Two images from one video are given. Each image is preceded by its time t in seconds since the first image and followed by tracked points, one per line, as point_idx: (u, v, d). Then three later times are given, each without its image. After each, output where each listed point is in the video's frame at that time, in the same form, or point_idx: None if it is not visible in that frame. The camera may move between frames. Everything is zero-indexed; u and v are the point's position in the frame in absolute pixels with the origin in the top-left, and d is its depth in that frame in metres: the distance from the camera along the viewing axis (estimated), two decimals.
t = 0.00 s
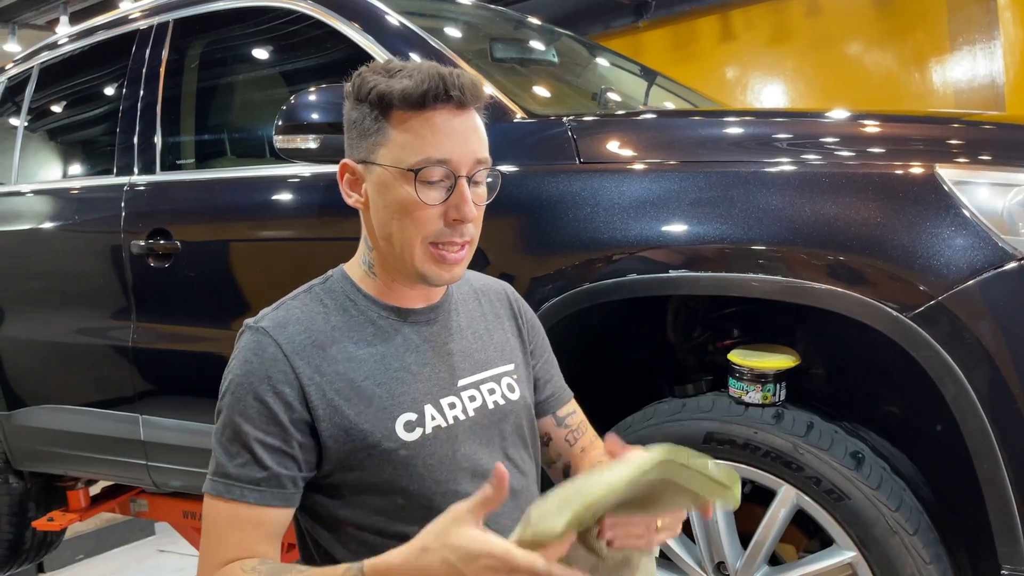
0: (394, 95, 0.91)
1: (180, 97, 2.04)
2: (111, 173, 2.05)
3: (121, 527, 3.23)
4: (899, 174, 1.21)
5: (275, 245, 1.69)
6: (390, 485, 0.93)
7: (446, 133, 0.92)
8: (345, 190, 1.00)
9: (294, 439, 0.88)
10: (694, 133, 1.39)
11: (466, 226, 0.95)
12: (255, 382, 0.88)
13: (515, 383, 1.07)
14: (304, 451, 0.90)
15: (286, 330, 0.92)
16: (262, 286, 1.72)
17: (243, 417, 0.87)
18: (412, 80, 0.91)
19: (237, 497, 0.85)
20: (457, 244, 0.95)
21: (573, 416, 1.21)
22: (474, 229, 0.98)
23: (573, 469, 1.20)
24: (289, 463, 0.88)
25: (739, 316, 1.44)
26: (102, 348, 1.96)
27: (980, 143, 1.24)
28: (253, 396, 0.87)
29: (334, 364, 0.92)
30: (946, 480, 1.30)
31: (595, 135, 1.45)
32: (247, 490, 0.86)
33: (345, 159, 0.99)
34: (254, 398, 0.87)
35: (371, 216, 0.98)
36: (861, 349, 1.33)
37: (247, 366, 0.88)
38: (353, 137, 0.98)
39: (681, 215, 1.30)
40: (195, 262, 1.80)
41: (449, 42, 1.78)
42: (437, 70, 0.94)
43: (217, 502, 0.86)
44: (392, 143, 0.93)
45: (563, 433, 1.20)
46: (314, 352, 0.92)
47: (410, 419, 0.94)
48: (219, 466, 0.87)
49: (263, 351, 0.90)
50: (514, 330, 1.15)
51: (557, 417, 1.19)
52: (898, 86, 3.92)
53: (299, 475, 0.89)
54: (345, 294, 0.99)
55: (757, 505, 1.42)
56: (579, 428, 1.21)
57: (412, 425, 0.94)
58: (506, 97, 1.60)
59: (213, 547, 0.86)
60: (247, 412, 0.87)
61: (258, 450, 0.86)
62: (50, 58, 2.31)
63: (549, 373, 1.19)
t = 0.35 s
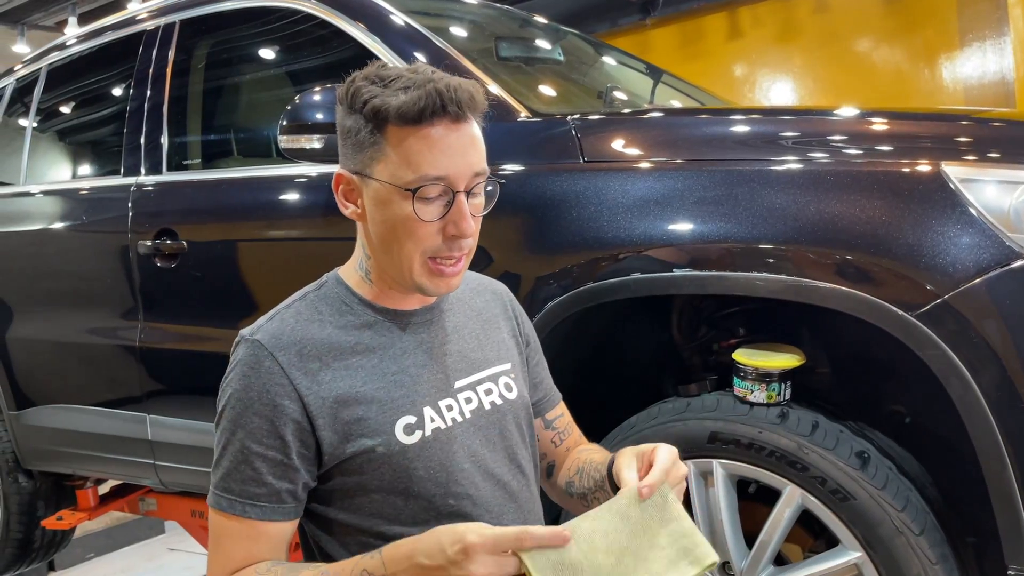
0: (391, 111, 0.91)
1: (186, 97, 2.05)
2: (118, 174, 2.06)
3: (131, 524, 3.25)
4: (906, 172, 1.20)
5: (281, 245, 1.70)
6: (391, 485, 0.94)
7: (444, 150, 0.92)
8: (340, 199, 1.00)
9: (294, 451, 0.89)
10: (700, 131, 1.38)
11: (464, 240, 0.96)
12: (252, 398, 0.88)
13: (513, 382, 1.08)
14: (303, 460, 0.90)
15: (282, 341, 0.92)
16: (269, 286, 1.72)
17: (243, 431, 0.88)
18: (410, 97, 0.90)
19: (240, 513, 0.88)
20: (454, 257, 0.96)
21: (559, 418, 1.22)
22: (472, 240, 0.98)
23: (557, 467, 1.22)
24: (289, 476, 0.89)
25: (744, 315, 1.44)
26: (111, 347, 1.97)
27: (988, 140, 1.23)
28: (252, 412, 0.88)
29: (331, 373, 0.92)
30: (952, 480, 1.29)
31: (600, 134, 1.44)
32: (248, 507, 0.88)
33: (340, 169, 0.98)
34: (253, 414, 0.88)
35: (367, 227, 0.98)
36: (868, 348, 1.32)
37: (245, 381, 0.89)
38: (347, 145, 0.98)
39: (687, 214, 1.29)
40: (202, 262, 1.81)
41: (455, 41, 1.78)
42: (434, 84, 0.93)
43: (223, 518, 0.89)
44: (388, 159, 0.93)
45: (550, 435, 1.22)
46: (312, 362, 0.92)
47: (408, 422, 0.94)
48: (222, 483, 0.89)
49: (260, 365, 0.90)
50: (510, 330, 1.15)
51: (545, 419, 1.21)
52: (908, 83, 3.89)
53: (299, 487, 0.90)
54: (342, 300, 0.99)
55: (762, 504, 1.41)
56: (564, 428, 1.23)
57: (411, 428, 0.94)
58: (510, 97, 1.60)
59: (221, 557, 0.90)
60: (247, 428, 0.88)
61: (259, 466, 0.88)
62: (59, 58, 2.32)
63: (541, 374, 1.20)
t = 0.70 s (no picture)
0: (379, 114, 0.91)
1: (191, 98, 2.06)
2: (124, 175, 2.08)
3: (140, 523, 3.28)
4: (910, 170, 1.19)
5: (286, 245, 1.70)
6: (384, 483, 0.94)
7: (432, 153, 0.92)
8: (330, 199, 1.00)
9: (279, 449, 0.89)
10: (703, 130, 1.38)
11: (451, 242, 0.96)
12: (240, 395, 0.89)
13: (505, 380, 1.08)
14: (290, 458, 0.91)
15: (272, 339, 0.93)
16: (273, 286, 1.73)
17: (232, 429, 0.88)
18: (397, 100, 0.91)
19: (220, 507, 0.88)
20: (442, 258, 0.97)
21: (558, 414, 1.22)
22: (460, 242, 0.99)
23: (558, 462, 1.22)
24: (272, 475, 0.89)
25: (746, 314, 1.43)
26: (118, 346, 1.99)
27: (994, 138, 1.22)
28: (239, 410, 0.89)
29: (320, 371, 0.93)
30: (953, 480, 1.28)
31: (603, 133, 1.44)
32: (229, 501, 0.88)
33: (329, 169, 0.99)
34: (239, 412, 0.89)
35: (356, 227, 0.99)
36: (870, 348, 1.31)
37: (233, 379, 0.90)
38: (336, 147, 0.98)
39: (689, 212, 1.29)
40: (207, 262, 1.82)
41: (458, 40, 1.78)
42: (423, 87, 0.93)
43: (205, 513, 0.89)
44: (376, 161, 0.93)
45: (550, 430, 1.21)
46: (301, 360, 0.93)
47: (399, 420, 0.95)
48: (206, 478, 0.89)
49: (249, 363, 0.91)
50: (501, 329, 1.16)
51: (543, 416, 1.21)
52: (917, 80, 3.86)
53: (282, 486, 0.90)
54: (332, 300, 1.00)
55: (765, 504, 1.41)
56: (563, 423, 1.22)
57: (402, 426, 0.95)
58: (513, 96, 1.60)
59: (203, 553, 0.89)
60: (233, 425, 0.89)
61: (242, 464, 0.88)
62: (67, 59, 2.34)
63: (536, 372, 1.21)
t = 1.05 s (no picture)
0: (384, 117, 0.91)
1: (195, 98, 2.07)
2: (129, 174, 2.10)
3: (149, 522, 3.30)
4: (915, 167, 1.18)
5: (290, 244, 1.71)
6: (381, 483, 0.94)
7: (436, 157, 0.92)
8: (331, 198, 1.00)
9: (271, 449, 0.89)
10: (707, 127, 1.37)
11: (453, 247, 0.96)
12: (236, 394, 0.89)
13: (504, 382, 1.08)
14: (284, 458, 0.91)
15: (270, 338, 0.93)
16: (278, 286, 1.74)
17: (227, 428, 0.89)
18: (403, 104, 0.90)
19: (207, 505, 0.89)
20: (444, 263, 0.97)
21: (541, 426, 1.24)
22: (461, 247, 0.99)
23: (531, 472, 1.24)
24: (264, 476, 0.89)
25: (750, 313, 1.42)
26: (124, 345, 2.00)
27: (1002, 135, 1.21)
28: (235, 409, 0.89)
29: (318, 371, 0.93)
30: (959, 481, 1.27)
31: (606, 130, 1.44)
32: (216, 500, 0.89)
33: (332, 168, 0.98)
34: (234, 411, 0.89)
35: (356, 228, 0.98)
36: (875, 347, 1.30)
37: (229, 377, 0.90)
38: (339, 146, 0.98)
39: (693, 210, 1.28)
40: (211, 262, 1.83)
41: (461, 39, 1.78)
42: (429, 91, 0.93)
43: (193, 509, 0.90)
44: (380, 163, 0.93)
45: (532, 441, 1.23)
46: (299, 360, 0.92)
47: (397, 419, 0.95)
48: (197, 475, 0.90)
49: (247, 362, 0.91)
50: (503, 329, 1.16)
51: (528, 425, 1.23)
52: (926, 76, 3.84)
53: (270, 489, 0.90)
54: (331, 299, 1.00)
55: (768, 503, 1.41)
56: (545, 436, 1.24)
57: (400, 425, 0.95)
58: (516, 95, 1.60)
59: (188, 550, 0.90)
60: (227, 424, 0.89)
61: (233, 463, 0.89)
62: (73, 59, 2.35)
63: (531, 379, 1.21)
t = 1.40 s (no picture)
0: (384, 112, 0.90)
1: (199, 98, 2.07)
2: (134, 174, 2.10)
3: (157, 520, 3.31)
4: (923, 164, 1.17)
5: (294, 243, 1.71)
6: (383, 484, 0.94)
7: (435, 152, 0.91)
8: (328, 193, 0.99)
9: (275, 447, 0.88)
10: (712, 124, 1.36)
11: (451, 242, 0.96)
12: (237, 393, 0.88)
13: (505, 379, 1.08)
14: (288, 456, 0.91)
15: (270, 338, 0.92)
16: (282, 285, 1.74)
17: (230, 429, 0.88)
18: (403, 98, 0.90)
19: (213, 504, 0.87)
20: (443, 258, 0.96)
21: (553, 416, 1.22)
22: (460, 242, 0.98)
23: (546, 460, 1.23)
24: (268, 474, 0.88)
25: (756, 311, 1.41)
26: (130, 344, 2.01)
27: (1011, 131, 1.19)
28: (236, 409, 0.88)
29: (319, 370, 0.92)
30: (968, 481, 1.25)
31: (610, 128, 1.42)
32: (222, 499, 0.87)
33: (330, 163, 0.98)
34: (237, 411, 0.88)
35: (355, 223, 0.98)
36: (883, 345, 1.29)
37: (231, 377, 0.89)
38: (338, 140, 0.97)
39: (698, 208, 1.27)
40: (216, 261, 1.83)
41: (465, 36, 1.77)
42: (428, 86, 0.92)
43: (198, 511, 0.88)
44: (379, 158, 0.92)
45: (545, 433, 1.22)
46: (299, 358, 0.92)
47: (399, 418, 0.94)
48: (200, 476, 0.89)
49: (248, 361, 0.90)
50: (502, 326, 1.15)
51: (539, 418, 1.21)
52: (934, 71, 3.80)
53: (275, 486, 0.89)
54: (331, 298, 0.99)
55: (774, 503, 1.39)
56: (557, 425, 1.23)
57: (402, 423, 0.94)
58: (520, 92, 1.59)
59: (190, 549, 0.88)
60: (229, 424, 0.88)
61: (238, 463, 0.87)
62: (79, 59, 2.36)
63: (535, 373, 1.20)
